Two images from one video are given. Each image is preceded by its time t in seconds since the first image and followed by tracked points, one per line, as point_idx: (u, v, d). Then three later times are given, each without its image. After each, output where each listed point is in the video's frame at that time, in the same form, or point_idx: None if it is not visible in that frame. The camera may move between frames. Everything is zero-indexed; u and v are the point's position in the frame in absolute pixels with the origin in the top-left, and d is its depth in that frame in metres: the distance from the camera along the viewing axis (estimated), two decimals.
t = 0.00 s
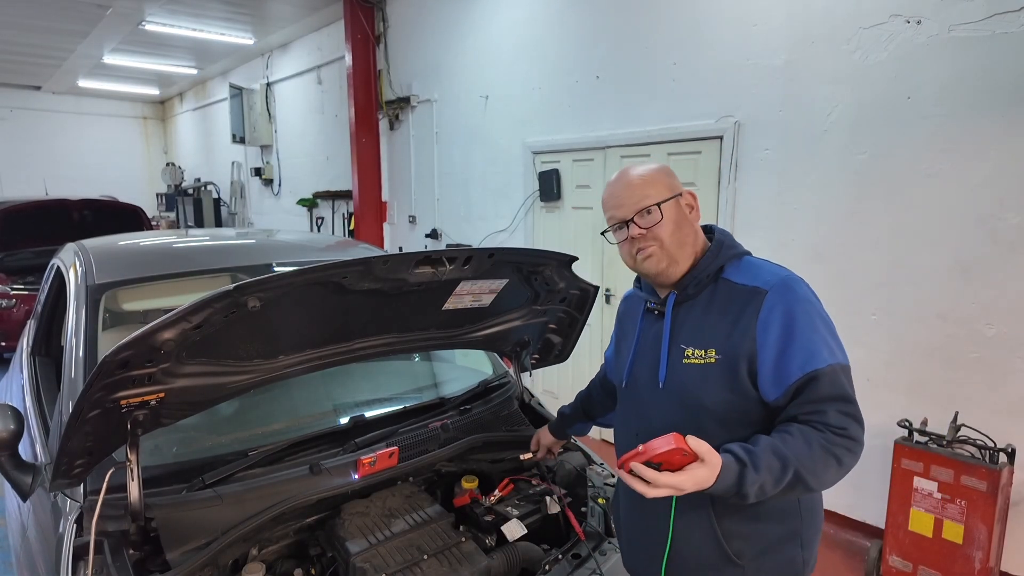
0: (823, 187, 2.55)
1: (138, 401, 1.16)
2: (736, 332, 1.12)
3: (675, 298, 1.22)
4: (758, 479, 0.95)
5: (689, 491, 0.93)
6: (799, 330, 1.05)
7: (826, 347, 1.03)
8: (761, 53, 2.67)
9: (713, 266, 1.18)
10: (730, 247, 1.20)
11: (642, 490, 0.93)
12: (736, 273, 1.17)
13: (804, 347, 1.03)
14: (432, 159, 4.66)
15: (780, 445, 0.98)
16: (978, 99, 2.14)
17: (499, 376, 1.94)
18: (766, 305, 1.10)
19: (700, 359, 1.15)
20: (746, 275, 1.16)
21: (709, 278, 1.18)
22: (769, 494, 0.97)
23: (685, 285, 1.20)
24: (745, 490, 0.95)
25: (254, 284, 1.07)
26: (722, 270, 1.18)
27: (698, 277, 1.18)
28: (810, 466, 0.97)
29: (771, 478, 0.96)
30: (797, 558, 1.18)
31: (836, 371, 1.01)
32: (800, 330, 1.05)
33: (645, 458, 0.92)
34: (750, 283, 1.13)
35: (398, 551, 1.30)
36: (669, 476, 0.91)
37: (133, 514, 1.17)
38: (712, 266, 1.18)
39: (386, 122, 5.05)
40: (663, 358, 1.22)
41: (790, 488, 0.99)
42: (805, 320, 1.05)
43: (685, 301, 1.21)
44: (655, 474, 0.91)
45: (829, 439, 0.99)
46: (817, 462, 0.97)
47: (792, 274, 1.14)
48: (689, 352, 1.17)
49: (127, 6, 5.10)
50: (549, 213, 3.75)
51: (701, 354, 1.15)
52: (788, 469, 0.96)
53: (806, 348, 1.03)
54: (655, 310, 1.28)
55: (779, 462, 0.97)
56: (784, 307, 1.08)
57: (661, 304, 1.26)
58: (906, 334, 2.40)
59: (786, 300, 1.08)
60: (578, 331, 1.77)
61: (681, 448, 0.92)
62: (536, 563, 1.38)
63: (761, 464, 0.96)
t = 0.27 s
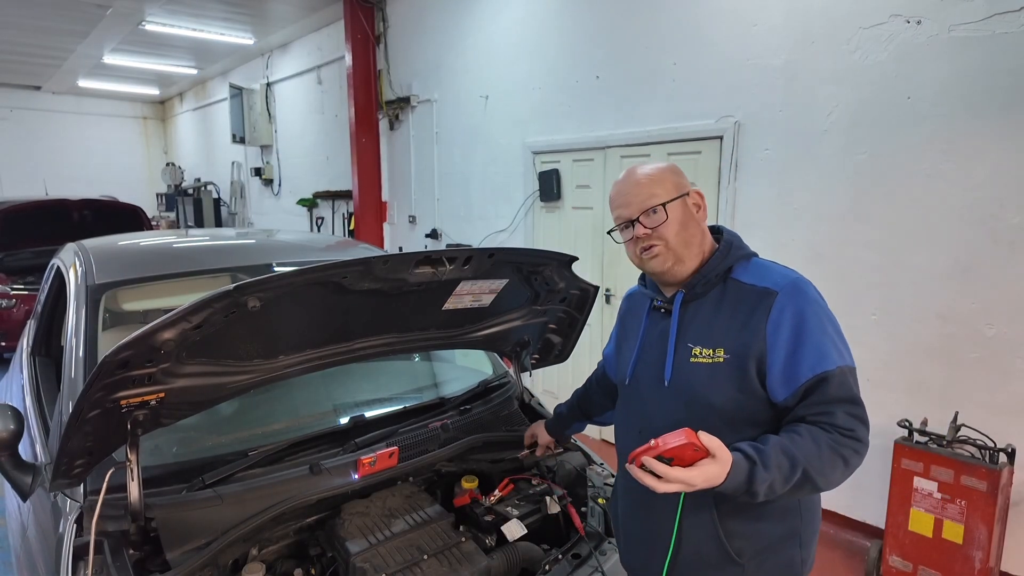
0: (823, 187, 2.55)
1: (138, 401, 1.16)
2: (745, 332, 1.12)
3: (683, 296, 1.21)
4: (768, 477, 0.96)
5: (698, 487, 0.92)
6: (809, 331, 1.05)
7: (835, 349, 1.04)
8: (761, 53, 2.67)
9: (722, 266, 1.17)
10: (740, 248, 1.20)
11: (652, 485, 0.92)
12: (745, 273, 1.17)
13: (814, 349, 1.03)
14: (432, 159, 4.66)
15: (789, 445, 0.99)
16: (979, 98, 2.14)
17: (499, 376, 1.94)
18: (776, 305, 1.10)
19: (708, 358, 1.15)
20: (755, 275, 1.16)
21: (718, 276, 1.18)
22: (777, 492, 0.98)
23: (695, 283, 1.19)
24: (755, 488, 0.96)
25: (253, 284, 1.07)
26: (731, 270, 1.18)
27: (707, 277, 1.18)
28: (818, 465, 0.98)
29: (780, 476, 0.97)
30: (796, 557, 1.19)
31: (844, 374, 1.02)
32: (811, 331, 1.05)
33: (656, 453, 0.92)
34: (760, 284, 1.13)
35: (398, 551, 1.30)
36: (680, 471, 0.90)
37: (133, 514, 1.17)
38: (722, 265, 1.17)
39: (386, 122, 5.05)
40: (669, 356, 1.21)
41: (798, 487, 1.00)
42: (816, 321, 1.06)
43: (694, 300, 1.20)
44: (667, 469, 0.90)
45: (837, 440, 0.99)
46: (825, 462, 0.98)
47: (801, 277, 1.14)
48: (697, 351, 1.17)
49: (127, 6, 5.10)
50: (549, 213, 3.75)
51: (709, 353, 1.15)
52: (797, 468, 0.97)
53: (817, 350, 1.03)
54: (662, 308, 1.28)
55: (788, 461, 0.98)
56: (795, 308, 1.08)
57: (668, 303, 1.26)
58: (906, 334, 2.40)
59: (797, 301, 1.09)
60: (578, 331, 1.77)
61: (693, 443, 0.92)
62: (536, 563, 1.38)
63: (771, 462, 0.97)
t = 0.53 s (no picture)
0: (823, 188, 2.55)
1: (138, 401, 1.16)
2: (745, 333, 1.12)
3: (681, 300, 1.20)
4: (770, 480, 0.96)
5: (700, 490, 0.94)
6: (811, 332, 1.05)
7: (837, 349, 1.04)
8: (761, 53, 2.67)
9: (721, 268, 1.16)
10: (739, 250, 1.19)
11: (654, 489, 0.95)
12: (744, 274, 1.16)
13: (816, 350, 1.03)
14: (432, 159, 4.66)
15: (791, 446, 0.99)
16: (978, 98, 2.14)
17: (499, 376, 1.94)
18: (777, 307, 1.09)
19: (709, 359, 1.15)
20: (755, 276, 1.15)
21: (715, 280, 1.17)
22: (780, 494, 0.98)
23: (690, 290, 1.18)
24: (757, 491, 0.96)
25: (254, 284, 1.07)
26: (730, 271, 1.17)
27: (706, 279, 1.17)
28: (821, 466, 0.98)
29: (783, 478, 0.97)
30: (800, 556, 1.20)
31: (846, 374, 1.02)
32: (813, 332, 1.05)
33: (656, 455, 0.95)
34: (761, 285, 1.13)
35: (398, 551, 1.30)
36: (679, 474, 0.93)
37: (133, 514, 1.17)
38: (721, 268, 1.17)
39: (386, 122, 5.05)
40: (670, 357, 1.21)
41: (801, 487, 1.00)
42: (817, 322, 1.06)
43: (693, 302, 1.19)
44: (666, 471, 0.93)
45: (840, 440, 0.99)
46: (828, 462, 0.98)
47: (802, 277, 1.14)
48: (699, 352, 1.16)
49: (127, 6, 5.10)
50: (549, 213, 3.75)
51: (710, 355, 1.15)
52: (799, 470, 0.98)
53: (819, 351, 1.03)
54: (662, 311, 1.24)
55: (790, 463, 0.98)
56: (796, 309, 1.08)
57: (667, 305, 1.22)
58: (906, 335, 2.40)
59: (798, 302, 1.08)
60: (578, 331, 1.77)
61: (692, 446, 0.95)
62: (536, 563, 1.38)
63: (773, 465, 0.97)
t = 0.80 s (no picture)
0: (823, 188, 2.55)
1: (138, 401, 1.16)
2: (733, 333, 1.12)
3: (668, 304, 1.20)
4: (769, 481, 0.96)
5: (700, 501, 0.94)
6: (795, 327, 1.05)
7: (823, 341, 1.03)
8: (761, 53, 2.67)
9: (703, 270, 1.16)
10: (721, 249, 1.19)
11: (656, 505, 0.94)
12: (727, 274, 1.16)
13: (802, 344, 1.03)
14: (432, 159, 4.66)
15: (787, 444, 0.99)
16: (979, 98, 2.14)
17: (499, 376, 1.93)
18: (760, 304, 1.10)
19: (700, 360, 1.15)
20: (738, 274, 1.15)
21: (698, 282, 1.17)
22: (783, 493, 0.99)
23: (676, 296, 1.19)
24: (759, 493, 0.96)
25: (254, 284, 1.07)
26: (713, 273, 1.17)
27: (690, 282, 1.17)
28: (820, 461, 0.98)
29: (782, 477, 0.97)
30: (806, 550, 1.20)
31: (835, 365, 1.02)
32: (797, 326, 1.05)
33: (654, 473, 0.95)
34: (742, 284, 1.13)
35: (398, 551, 1.30)
36: (679, 489, 0.92)
37: (133, 514, 1.17)
38: (704, 269, 1.17)
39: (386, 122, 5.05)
40: (661, 362, 1.21)
41: (802, 484, 1.00)
42: (800, 316, 1.05)
43: (680, 305, 1.19)
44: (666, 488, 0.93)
45: (836, 432, 1.00)
46: (826, 457, 0.99)
47: (783, 272, 1.14)
48: (689, 354, 1.16)
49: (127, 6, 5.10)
50: (550, 213, 3.75)
51: (699, 356, 1.15)
52: (799, 467, 0.98)
53: (805, 345, 1.03)
54: (652, 318, 1.24)
55: (788, 461, 0.98)
56: (778, 305, 1.08)
57: (656, 311, 1.22)
58: (906, 335, 2.40)
59: (780, 298, 1.08)
60: (578, 331, 1.77)
61: (687, 460, 0.94)
62: (536, 563, 1.38)
63: (771, 466, 0.97)
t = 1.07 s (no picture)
0: (823, 188, 2.55)
1: (138, 401, 1.16)
2: (724, 330, 1.12)
3: (660, 305, 1.20)
4: (762, 472, 0.97)
5: (694, 492, 0.95)
6: (785, 322, 1.05)
7: (812, 334, 1.04)
8: (761, 53, 2.67)
9: (693, 270, 1.17)
10: (709, 248, 1.19)
11: (650, 496, 0.95)
12: (717, 272, 1.17)
13: (792, 338, 1.04)
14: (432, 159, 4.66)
15: (780, 436, 1.00)
16: (979, 98, 2.14)
17: (499, 376, 1.93)
18: (749, 301, 1.10)
19: (693, 359, 1.15)
20: (727, 272, 1.16)
21: (688, 282, 1.17)
22: (776, 485, 0.99)
23: (667, 297, 1.19)
24: (751, 484, 0.96)
25: (254, 284, 1.07)
26: (702, 272, 1.18)
27: (680, 282, 1.17)
28: (813, 453, 0.99)
29: (775, 469, 0.98)
30: (806, 543, 1.21)
31: (825, 356, 1.02)
32: (787, 321, 1.05)
33: (647, 465, 0.96)
34: (731, 281, 1.14)
35: (397, 551, 1.30)
36: (672, 480, 0.94)
37: (133, 514, 1.17)
38: (693, 269, 1.17)
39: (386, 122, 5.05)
40: (655, 362, 1.21)
41: (795, 476, 1.00)
42: (789, 310, 1.06)
43: (671, 305, 1.19)
44: (660, 480, 0.94)
45: (829, 424, 1.00)
46: (818, 448, 0.99)
47: (771, 268, 1.15)
48: (682, 353, 1.16)
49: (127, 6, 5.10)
50: (550, 213, 3.75)
51: (693, 354, 1.15)
52: (792, 459, 0.98)
53: (794, 339, 1.04)
54: (645, 319, 1.24)
55: (780, 453, 0.98)
56: (767, 302, 1.09)
57: (649, 312, 1.22)
58: (906, 335, 2.40)
59: (769, 294, 1.09)
60: (578, 331, 1.77)
61: (679, 452, 0.95)
62: (536, 564, 1.38)
63: (763, 457, 0.97)
